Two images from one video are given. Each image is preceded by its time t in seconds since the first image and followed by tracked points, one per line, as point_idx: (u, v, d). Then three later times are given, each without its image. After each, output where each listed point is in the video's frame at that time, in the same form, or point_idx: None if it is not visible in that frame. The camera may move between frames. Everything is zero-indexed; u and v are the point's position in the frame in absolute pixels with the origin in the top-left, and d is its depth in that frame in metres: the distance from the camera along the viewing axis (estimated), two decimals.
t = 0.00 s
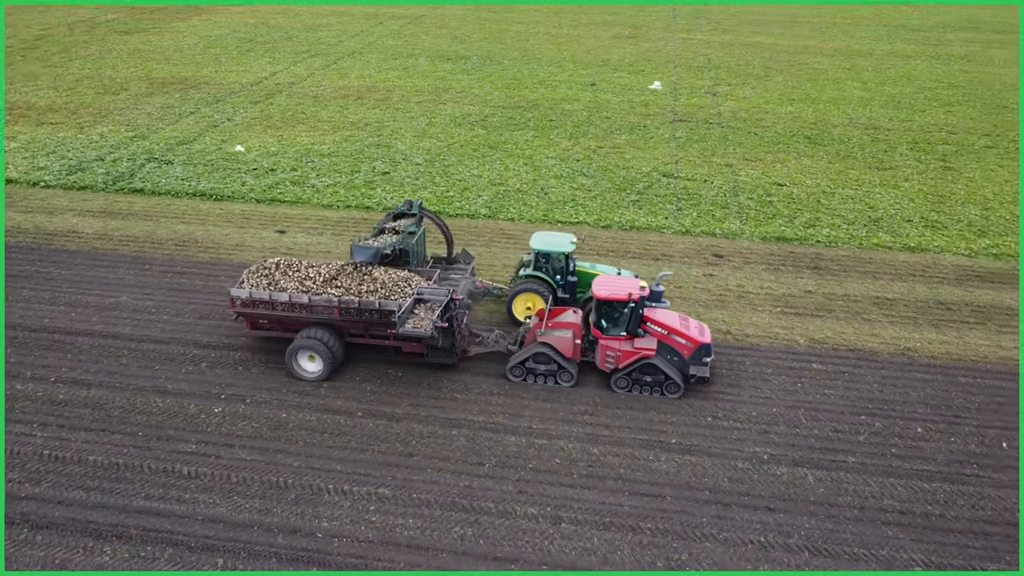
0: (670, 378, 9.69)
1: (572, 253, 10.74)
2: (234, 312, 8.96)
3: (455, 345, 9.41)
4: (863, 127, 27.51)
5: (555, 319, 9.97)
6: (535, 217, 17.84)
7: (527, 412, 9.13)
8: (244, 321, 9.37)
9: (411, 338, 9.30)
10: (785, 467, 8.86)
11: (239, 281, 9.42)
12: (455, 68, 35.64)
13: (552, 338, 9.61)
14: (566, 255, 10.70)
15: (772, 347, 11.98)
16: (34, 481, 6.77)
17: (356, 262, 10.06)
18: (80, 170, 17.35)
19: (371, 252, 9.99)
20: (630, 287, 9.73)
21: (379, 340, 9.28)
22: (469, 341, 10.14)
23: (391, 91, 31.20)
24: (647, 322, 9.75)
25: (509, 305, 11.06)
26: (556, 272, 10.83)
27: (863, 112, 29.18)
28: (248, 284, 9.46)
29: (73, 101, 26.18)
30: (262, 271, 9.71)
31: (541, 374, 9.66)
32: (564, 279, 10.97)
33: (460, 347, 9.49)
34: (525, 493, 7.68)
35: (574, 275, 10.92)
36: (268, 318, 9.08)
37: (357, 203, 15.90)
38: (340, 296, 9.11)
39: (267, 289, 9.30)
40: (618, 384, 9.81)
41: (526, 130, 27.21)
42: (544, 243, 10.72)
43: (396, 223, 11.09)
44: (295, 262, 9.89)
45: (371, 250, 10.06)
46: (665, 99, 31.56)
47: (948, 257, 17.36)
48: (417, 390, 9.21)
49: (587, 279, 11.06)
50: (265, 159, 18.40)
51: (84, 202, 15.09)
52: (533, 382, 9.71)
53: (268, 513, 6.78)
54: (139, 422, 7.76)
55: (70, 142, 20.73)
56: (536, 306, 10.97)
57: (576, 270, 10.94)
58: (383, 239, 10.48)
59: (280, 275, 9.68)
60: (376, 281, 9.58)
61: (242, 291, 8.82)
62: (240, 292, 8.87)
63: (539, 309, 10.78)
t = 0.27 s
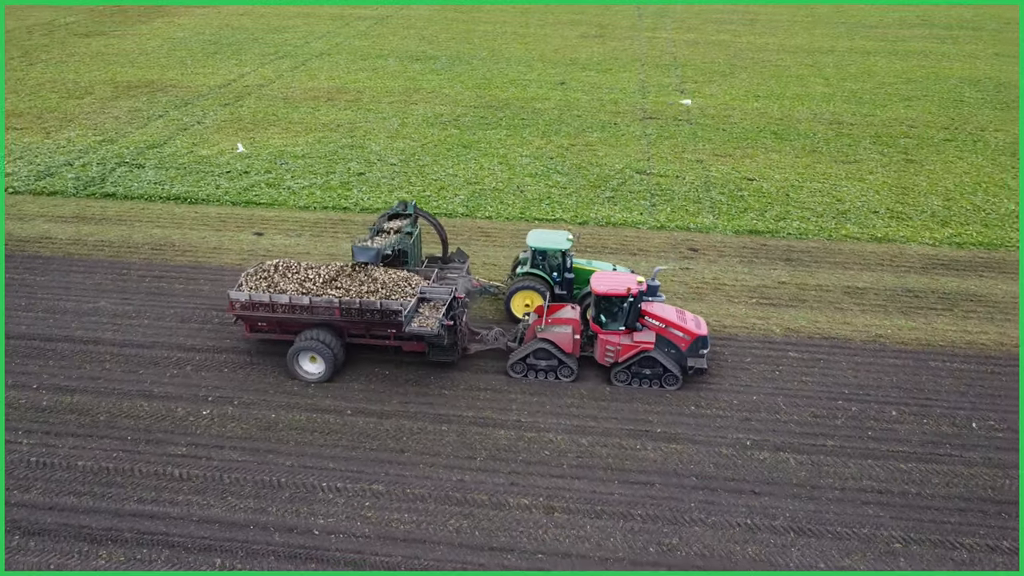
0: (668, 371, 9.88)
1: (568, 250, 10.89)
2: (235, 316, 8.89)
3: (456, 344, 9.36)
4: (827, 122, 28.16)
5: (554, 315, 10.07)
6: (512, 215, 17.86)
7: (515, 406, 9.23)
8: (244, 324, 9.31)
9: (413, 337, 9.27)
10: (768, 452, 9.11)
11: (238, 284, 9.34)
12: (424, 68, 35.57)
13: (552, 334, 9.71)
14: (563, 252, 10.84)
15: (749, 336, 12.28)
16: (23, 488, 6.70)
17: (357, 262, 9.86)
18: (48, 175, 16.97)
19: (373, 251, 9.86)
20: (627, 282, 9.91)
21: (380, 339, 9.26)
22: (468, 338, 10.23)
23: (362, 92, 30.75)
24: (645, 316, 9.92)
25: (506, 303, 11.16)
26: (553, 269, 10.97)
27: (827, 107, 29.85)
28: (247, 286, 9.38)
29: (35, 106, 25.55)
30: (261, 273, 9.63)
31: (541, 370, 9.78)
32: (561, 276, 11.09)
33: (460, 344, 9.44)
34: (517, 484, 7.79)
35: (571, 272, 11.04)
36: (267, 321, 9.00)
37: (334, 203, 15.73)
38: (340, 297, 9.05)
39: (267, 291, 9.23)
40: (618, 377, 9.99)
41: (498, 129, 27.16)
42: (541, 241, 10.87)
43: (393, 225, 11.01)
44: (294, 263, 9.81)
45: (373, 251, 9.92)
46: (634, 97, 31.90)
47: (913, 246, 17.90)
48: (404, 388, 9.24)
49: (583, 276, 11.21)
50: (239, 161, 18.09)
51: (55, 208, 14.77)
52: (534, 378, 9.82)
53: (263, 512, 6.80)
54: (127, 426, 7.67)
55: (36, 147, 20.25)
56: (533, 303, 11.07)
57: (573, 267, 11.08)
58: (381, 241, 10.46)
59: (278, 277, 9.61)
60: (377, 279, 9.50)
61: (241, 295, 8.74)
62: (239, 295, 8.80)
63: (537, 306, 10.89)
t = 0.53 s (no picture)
0: (668, 363, 10.06)
1: (566, 248, 11.07)
2: (236, 318, 8.87)
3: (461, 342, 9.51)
4: (795, 118, 28.73)
5: (554, 312, 10.23)
6: (491, 214, 17.80)
7: (504, 401, 9.33)
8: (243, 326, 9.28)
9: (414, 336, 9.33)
10: (752, 439, 9.34)
11: (238, 287, 9.33)
12: (395, 69, 35.44)
13: (553, 330, 9.85)
14: (562, 250, 11.01)
15: (728, 328, 12.55)
16: (15, 496, 6.65)
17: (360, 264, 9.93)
18: (17, 181, 16.61)
19: (378, 255, 10.07)
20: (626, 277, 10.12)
21: (381, 339, 9.31)
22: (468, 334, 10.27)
23: (334, 92, 29.69)
24: (644, 310, 10.14)
25: (505, 301, 11.24)
26: (551, 266, 11.12)
27: (794, 104, 30.44)
28: (247, 289, 9.39)
29: None
30: (261, 275, 9.63)
31: (543, 366, 9.91)
32: (559, 274, 11.26)
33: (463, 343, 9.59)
34: (510, 477, 7.90)
35: (569, 269, 11.20)
36: (269, 322, 9.01)
37: (313, 204, 15.60)
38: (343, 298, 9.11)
39: (268, 293, 9.25)
40: (618, 371, 10.13)
41: (473, 129, 26.91)
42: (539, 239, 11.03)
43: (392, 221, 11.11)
44: (294, 266, 9.84)
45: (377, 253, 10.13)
46: (606, 96, 32.19)
47: (882, 238, 18.40)
48: (394, 386, 9.26)
49: (580, 273, 11.40)
50: (214, 164, 17.76)
51: (26, 214, 14.47)
52: (536, 374, 9.95)
53: (260, 511, 6.82)
54: (116, 430, 7.63)
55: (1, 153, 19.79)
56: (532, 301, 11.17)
57: (570, 264, 11.25)
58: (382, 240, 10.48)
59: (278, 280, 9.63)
60: (378, 280, 9.58)
61: (243, 297, 8.74)
62: (241, 297, 8.79)
63: (537, 303, 11.00)
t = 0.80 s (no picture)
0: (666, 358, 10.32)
1: (563, 247, 11.24)
2: (239, 323, 8.87)
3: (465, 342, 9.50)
4: (764, 118, 29.27)
5: (554, 309, 10.39)
6: (470, 215, 17.79)
7: (494, 398, 9.42)
8: (245, 331, 9.28)
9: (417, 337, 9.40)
10: (736, 429, 9.57)
11: (240, 290, 9.34)
12: (367, 73, 35.26)
13: (555, 327, 9.99)
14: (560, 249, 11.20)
15: (709, 322, 12.81)
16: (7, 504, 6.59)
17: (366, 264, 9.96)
18: None
19: (383, 253, 9.95)
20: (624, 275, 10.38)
21: (383, 340, 9.35)
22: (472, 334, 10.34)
23: (308, 97, 28.73)
24: (642, 306, 10.41)
25: (505, 300, 11.37)
26: (549, 265, 11.27)
27: (762, 103, 30.99)
28: (248, 293, 9.39)
29: None
30: (263, 280, 9.66)
31: (545, 363, 10.06)
32: (557, 273, 11.42)
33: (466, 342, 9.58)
34: (503, 472, 8.01)
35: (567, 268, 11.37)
36: (272, 326, 9.04)
37: (293, 208, 15.36)
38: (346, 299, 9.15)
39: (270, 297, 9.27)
40: (618, 367, 10.36)
41: (448, 131, 26.42)
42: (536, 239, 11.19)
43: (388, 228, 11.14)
44: (295, 269, 9.86)
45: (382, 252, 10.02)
46: (579, 98, 32.44)
47: (852, 232, 18.86)
48: (383, 386, 9.29)
49: (578, 271, 11.56)
50: (189, 169, 17.43)
51: None
52: (538, 371, 10.10)
53: (256, 512, 6.85)
54: (106, 436, 7.57)
55: None
56: (532, 299, 11.32)
57: (568, 263, 11.42)
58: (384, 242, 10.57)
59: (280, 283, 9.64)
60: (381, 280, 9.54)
61: (246, 301, 8.75)
62: (243, 302, 8.80)
63: (536, 301, 11.16)
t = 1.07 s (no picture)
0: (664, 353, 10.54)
1: (561, 248, 11.38)
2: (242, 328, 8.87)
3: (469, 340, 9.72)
4: (733, 118, 29.78)
5: (554, 308, 10.54)
6: (449, 217, 17.86)
7: (483, 396, 9.51)
8: (247, 336, 9.27)
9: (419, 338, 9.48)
10: (719, 420, 9.79)
11: (242, 296, 9.35)
12: (339, 77, 35.03)
13: (555, 326, 10.15)
14: (558, 249, 11.34)
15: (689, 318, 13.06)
16: None
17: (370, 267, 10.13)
18: None
19: (387, 257, 10.22)
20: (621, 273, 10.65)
21: (386, 342, 9.41)
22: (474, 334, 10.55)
23: (280, 103, 27.88)
24: (639, 303, 10.67)
25: (504, 300, 11.49)
26: (547, 265, 11.42)
27: (731, 104, 31.54)
28: (250, 298, 9.41)
29: None
30: (265, 285, 9.68)
31: (546, 361, 10.21)
32: (555, 273, 11.59)
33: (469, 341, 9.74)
34: (496, 468, 8.12)
35: (565, 268, 11.54)
36: (274, 330, 9.04)
37: (272, 214, 15.12)
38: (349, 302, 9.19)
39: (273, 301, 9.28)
40: (618, 363, 10.55)
41: (424, 135, 25.99)
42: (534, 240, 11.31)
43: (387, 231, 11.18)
44: (297, 274, 9.91)
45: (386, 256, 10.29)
46: (551, 101, 32.67)
47: (823, 228, 19.33)
48: (373, 387, 9.32)
49: (576, 271, 11.72)
50: (164, 176, 17.17)
51: None
52: (539, 369, 10.25)
53: (253, 514, 6.88)
54: (97, 444, 7.52)
55: None
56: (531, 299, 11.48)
57: (566, 263, 11.58)
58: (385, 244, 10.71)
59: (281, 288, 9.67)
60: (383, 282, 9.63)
61: (250, 305, 8.76)
62: (246, 307, 8.81)
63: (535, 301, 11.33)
